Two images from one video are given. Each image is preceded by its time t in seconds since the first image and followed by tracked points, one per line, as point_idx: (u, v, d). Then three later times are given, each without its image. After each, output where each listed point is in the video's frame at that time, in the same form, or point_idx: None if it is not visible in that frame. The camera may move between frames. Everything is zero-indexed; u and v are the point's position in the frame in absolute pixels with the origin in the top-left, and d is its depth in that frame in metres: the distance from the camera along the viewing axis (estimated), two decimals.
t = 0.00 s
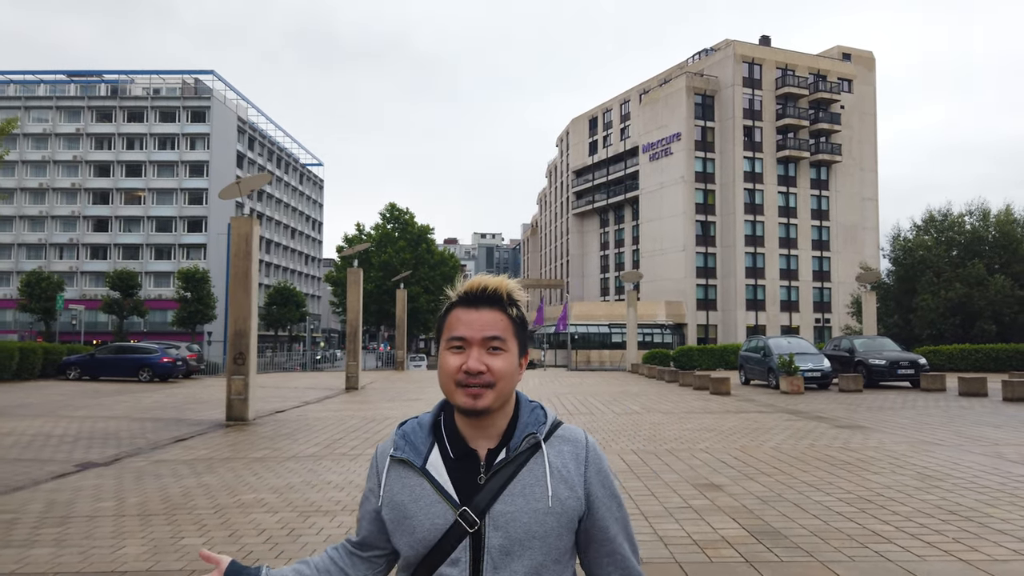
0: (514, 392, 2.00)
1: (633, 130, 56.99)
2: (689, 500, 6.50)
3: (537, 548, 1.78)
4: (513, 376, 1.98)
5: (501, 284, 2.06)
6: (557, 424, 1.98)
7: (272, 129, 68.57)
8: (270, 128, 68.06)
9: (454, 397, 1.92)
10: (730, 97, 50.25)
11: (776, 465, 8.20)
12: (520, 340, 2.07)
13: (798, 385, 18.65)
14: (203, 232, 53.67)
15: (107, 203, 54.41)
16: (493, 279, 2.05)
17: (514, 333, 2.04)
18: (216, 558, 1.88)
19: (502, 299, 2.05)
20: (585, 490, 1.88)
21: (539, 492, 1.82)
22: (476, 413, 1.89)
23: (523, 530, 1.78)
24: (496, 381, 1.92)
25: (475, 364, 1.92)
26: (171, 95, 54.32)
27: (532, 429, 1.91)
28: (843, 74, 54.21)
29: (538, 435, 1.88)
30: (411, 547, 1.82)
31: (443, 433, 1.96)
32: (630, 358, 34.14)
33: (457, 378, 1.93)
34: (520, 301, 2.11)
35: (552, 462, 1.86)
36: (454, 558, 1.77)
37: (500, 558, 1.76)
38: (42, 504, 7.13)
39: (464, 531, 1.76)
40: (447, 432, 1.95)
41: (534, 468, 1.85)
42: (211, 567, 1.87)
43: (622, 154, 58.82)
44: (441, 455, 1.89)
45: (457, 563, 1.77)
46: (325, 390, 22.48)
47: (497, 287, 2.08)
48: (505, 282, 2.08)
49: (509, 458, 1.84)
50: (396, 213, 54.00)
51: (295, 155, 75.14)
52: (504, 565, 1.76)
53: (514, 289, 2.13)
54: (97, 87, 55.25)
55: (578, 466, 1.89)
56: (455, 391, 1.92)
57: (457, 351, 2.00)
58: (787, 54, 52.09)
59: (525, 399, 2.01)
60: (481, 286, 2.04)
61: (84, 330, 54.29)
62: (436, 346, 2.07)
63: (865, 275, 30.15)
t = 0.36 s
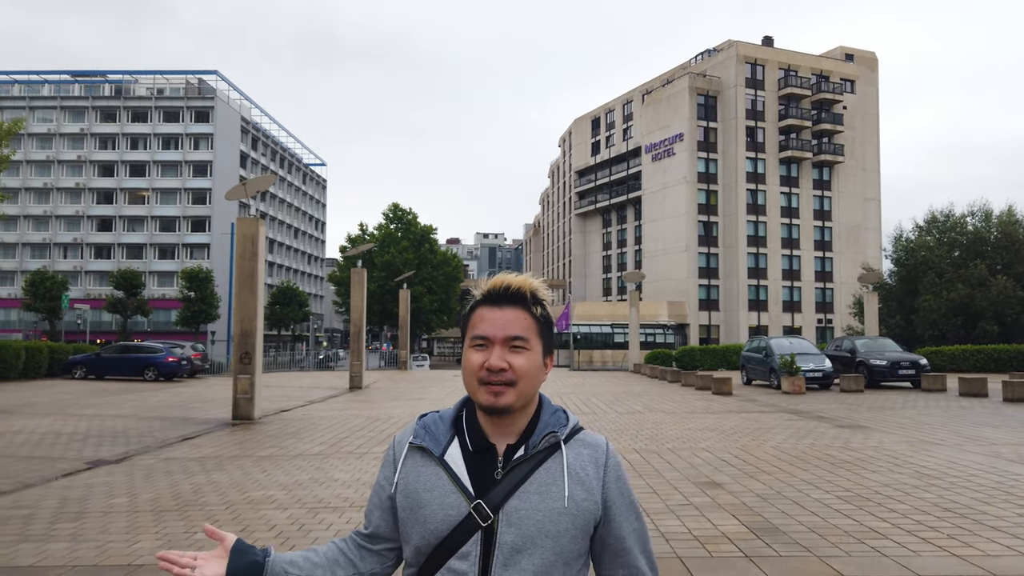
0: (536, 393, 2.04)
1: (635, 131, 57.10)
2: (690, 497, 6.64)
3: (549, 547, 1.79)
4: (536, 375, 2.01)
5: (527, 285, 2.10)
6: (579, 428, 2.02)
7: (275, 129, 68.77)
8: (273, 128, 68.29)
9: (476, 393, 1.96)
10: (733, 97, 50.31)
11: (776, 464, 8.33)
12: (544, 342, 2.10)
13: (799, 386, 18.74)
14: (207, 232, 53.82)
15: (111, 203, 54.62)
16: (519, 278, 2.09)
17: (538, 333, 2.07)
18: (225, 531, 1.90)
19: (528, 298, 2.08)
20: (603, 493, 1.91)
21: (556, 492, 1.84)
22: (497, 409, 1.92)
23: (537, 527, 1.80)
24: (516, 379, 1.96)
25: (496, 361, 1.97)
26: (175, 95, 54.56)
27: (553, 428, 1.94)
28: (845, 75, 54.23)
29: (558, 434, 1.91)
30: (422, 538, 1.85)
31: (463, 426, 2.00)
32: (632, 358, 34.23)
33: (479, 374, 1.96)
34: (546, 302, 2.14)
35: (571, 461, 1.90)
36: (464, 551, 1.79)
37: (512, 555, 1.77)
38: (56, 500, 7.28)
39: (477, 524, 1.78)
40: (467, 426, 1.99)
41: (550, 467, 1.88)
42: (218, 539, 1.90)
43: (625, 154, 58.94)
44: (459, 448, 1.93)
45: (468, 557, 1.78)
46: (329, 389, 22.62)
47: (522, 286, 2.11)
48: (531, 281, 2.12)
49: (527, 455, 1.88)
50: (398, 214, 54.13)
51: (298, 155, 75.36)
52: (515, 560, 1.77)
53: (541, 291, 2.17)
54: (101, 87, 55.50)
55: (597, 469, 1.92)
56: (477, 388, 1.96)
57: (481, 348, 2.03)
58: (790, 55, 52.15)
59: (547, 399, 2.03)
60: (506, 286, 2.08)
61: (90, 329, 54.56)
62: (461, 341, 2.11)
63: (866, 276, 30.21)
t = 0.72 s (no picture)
0: (553, 385, 2.08)
1: (635, 133, 57.28)
2: (689, 493, 6.82)
3: (569, 531, 1.84)
4: (550, 366, 2.04)
5: (541, 278, 2.13)
6: (595, 418, 2.06)
7: (275, 131, 68.98)
8: (273, 130, 68.50)
9: (492, 384, 2.01)
10: (733, 99, 50.51)
11: (773, 462, 8.50)
12: (559, 334, 2.14)
13: (797, 387, 18.92)
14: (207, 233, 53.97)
15: (112, 204, 54.77)
16: (534, 273, 2.13)
17: (552, 327, 2.11)
18: (263, 527, 1.95)
19: (540, 292, 2.12)
20: (619, 479, 1.95)
21: (574, 479, 1.88)
22: (512, 401, 1.97)
23: (557, 513, 1.84)
24: (530, 371, 1.99)
25: (510, 354, 2.01)
26: (176, 96, 54.78)
27: (571, 417, 1.99)
28: (844, 77, 54.45)
29: (576, 424, 1.96)
30: (449, 526, 1.90)
31: (483, 417, 2.04)
32: (631, 359, 34.41)
33: (495, 365, 2.01)
34: (560, 296, 2.18)
35: (588, 449, 1.94)
36: (490, 536, 1.84)
37: (535, 538, 1.83)
38: (69, 496, 7.46)
39: (501, 511, 1.84)
40: (486, 417, 2.03)
41: (570, 454, 1.93)
42: (259, 535, 1.95)
43: (624, 156, 59.14)
44: (480, 439, 1.97)
45: (492, 542, 1.84)
46: (331, 390, 22.75)
47: (535, 280, 2.15)
48: (544, 276, 2.15)
49: (547, 443, 1.92)
50: (399, 215, 54.26)
51: (299, 156, 75.59)
52: (537, 546, 1.82)
53: (555, 286, 2.21)
54: (102, 88, 55.66)
55: (612, 456, 1.96)
56: (493, 378, 2.01)
57: (497, 341, 2.08)
58: (789, 57, 52.39)
59: (563, 389, 2.08)
60: (520, 281, 2.13)
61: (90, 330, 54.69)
62: (478, 336, 2.16)
63: (865, 278, 30.37)
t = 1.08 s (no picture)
0: (538, 400, 2.02)
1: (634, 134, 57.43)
2: (684, 492, 6.95)
3: (559, 550, 1.79)
4: (534, 384, 1.98)
5: (523, 296, 2.08)
6: (581, 433, 2.01)
7: (275, 132, 69.15)
8: (273, 131, 68.68)
9: (475, 402, 1.94)
10: (731, 101, 50.66)
11: (768, 463, 8.62)
12: (542, 352, 2.07)
13: (794, 387, 19.07)
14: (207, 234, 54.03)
15: (112, 206, 54.87)
16: (514, 290, 2.07)
17: (535, 344, 2.04)
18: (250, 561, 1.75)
19: (523, 310, 2.07)
20: (605, 494, 1.92)
21: (563, 496, 1.83)
22: (494, 418, 1.91)
23: (547, 530, 1.79)
24: (513, 390, 1.93)
25: (492, 373, 1.94)
26: (176, 98, 54.96)
27: (558, 434, 1.93)
28: (843, 79, 54.64)
29: (563, 440, 1.90)
30: (438, 546, 1.82)
31: (469, 436, 1.96)
32: (630, 360, 34.54)
33: (477, 385, 1.95)
34: (543, 312, 2.13)
35: (576, 465, 1.88)
36: (481, 555, 1.78)
37: (526, 556, 1.77)
38: (76, 495, 7.60)
39: (490, 529, 1.78)
40: (472, 436, 1.96)
41: (558, 471, 1.87)
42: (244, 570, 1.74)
43: (623, 157, 59.31)
44: (468, 458, 1.90)
45: (483, 562, 1.77)
46: (331, 391, 22.87)
47: (517, 297, 2.10)
48: (526, 293, 2.10)
49: (535, 460, 1.86)
50: (399, 216, 54.42)
51: (299, 157, 75.79)
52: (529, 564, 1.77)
53: (539, 301, 2.15)
54: (102, 90, 55.79)
55: (599, 471, 1.92)
56: (475, 397, 1.94)
57: (479, 360, 2.02)
58: (788, 59, 52.56)
59: (549, 406, 2.02)
60: (502, 298, 2.07)
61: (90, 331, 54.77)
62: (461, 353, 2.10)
63: (863, 279, 30.51)
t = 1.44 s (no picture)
0: (508, 385, 2.05)
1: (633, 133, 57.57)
2: (678, 487, 7.10)
3: (542, 530, 1.82)
4: (503, 368, 2.01)
5: (488, 281, 2.10)
6: (551, 415, 2.06)
7: (274, 131, 69.32)
8: (272, 131, 68.84)
9: (445, 389, 1.95)
10: (729, 100, 50.80)
11: (761, 458, 8.77)
12: (510, 335, 2.09)
13: (790, 386, 19.24)
14: (207, 233, 54.09)
15: (111, 205, 54.97)
16: (479, 275, 2.09)
17: (503, 327, 2.06)
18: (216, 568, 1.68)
19: (488, 295, 2.09)
20: (581, 472, 1.96)
21: (541, 476, 1.87)
22: (466, 405, 1.92)
23: (529, 511, 1.82)
24: (482, 375, 1.95)
25: (461, 358, 1.96)
26: (175, 97, 55.12)
27: (532, 416, 1.96)
28: (840, 78, 54.83)
29: (537, 421, 1.95)
30: (417, 538, 1.82)
31: (441, 423, 1.97)
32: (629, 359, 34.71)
33: (446, 370, 1.96)
34: (509, 296, 2.15)
35: (550, 446, 1.92)
36: (463, 542, 1.79)
37: (509, 538, 1.79)
38: (81, 491, 7.74)
39: (472, 515, 1.78)
40: (445, 422, 1.97)
41: (534, 452, 1.91)
42: None
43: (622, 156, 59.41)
44: (443, 446, 1.90)
45: (467, 547, 1.78)
46: (331, 390, 22.99)
47: (483, 282, 2.11)
48: (492, 278, 2.12)
49: (510, 443, 1.89)
50: (398, 215, 54.52)
51: (298, 157, 75.96)
52: (513, 545, 1.79)
53: (504, 286, 2.17)
54: (101, 90, 55.98)
55: (573, 449, 1.97)
56: (446, 383, 1.95)
57: (447, 347, 2.03)
58: (786, 58, 52.71)
59: (519, 390, 2.06)
60: (468, 284, 2.10)
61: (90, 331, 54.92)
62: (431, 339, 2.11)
63: (860, 277, 30.65)
